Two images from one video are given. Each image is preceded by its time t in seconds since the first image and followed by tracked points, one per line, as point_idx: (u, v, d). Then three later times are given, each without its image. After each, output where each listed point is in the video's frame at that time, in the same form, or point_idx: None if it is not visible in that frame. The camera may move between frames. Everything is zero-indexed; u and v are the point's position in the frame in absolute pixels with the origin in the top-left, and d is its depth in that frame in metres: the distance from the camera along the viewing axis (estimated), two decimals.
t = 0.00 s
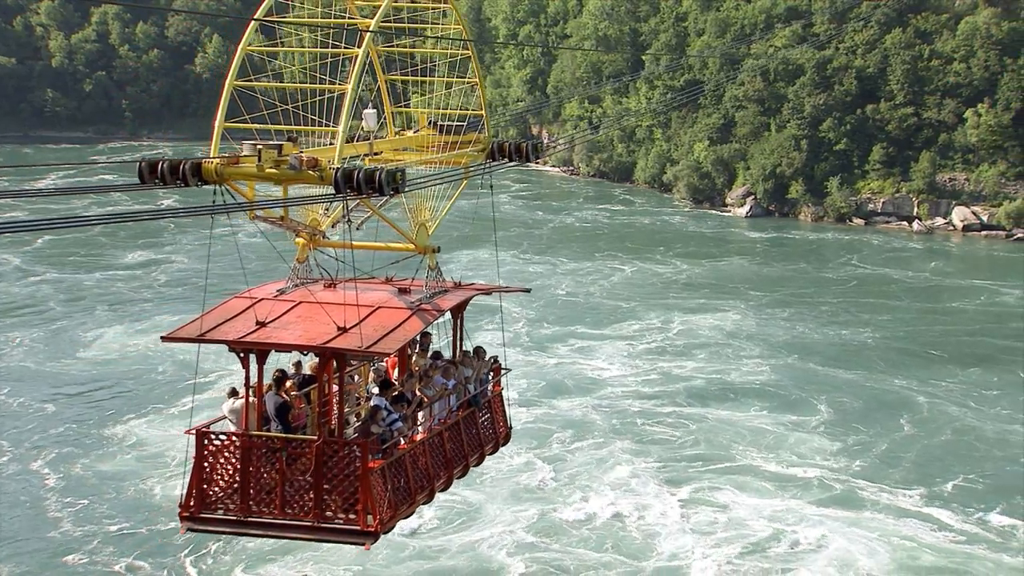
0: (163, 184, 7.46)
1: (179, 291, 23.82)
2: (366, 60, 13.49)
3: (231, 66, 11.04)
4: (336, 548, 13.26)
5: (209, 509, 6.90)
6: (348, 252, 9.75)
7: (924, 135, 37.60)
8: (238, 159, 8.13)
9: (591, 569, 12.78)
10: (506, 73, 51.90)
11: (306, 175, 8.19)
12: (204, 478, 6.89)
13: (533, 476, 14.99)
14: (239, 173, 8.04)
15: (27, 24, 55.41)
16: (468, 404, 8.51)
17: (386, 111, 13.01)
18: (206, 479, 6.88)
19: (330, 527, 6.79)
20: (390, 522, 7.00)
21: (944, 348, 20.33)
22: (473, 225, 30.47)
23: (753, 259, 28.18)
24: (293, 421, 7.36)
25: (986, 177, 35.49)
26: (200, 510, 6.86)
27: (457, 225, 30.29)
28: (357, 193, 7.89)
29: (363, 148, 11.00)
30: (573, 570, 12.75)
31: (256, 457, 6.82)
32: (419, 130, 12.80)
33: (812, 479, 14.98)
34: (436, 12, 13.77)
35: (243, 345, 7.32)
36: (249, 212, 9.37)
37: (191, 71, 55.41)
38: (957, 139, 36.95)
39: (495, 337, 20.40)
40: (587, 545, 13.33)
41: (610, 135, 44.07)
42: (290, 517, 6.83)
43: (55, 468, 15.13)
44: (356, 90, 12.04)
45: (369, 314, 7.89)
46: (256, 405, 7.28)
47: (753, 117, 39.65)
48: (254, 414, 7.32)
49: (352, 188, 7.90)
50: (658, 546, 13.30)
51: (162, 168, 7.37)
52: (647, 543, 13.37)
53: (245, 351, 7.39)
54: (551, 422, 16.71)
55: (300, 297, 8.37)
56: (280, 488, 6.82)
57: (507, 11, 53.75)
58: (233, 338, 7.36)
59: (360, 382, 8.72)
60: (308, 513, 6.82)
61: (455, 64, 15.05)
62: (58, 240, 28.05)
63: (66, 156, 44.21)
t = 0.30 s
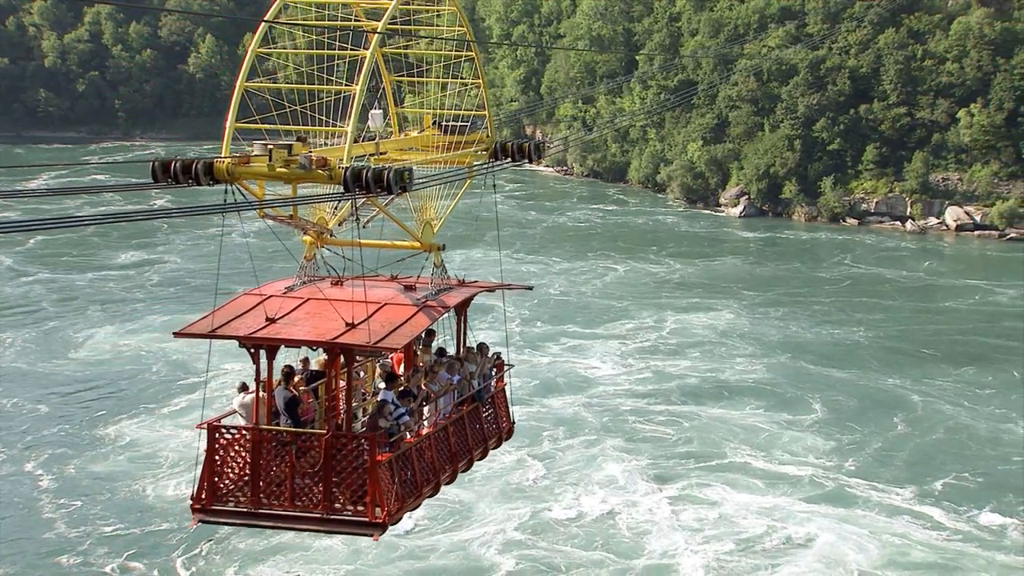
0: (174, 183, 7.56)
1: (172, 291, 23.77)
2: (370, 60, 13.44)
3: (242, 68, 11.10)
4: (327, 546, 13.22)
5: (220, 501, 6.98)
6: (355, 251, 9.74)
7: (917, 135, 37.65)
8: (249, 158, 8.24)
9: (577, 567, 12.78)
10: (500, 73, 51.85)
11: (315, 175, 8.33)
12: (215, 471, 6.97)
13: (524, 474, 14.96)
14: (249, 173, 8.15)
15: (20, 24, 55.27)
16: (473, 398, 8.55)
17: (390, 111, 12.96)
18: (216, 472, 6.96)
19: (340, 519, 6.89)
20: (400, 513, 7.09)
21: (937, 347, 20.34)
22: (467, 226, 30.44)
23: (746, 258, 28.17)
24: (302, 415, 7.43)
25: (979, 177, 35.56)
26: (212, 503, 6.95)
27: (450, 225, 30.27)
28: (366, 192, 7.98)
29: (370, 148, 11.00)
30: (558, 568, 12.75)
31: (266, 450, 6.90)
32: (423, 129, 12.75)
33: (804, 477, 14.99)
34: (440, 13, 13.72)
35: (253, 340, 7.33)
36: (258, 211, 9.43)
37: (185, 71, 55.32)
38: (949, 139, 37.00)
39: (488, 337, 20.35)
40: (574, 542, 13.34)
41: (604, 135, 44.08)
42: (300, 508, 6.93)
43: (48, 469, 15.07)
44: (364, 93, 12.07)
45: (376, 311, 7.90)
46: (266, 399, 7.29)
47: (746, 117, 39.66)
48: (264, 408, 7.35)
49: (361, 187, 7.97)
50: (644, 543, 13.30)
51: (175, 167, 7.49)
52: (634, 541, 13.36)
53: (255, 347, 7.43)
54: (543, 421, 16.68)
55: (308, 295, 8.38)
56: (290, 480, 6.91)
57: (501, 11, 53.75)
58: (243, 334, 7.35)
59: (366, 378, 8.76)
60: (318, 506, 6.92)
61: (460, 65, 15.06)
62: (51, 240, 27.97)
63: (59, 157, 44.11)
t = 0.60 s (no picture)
0: (187, 182, 7.81)
1: (165, 291, 23.72)
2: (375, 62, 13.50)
3: (251, 69, 11.20)
4: (319, 545, 13.20)
5: (231, 494, 7.23)
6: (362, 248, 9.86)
7: (911, 135, 37.70)
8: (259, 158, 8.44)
9: (566, 565, 12.77)
10: (494, 73, 51.81)
11: (324, 174, 8.52)
12: (226, 465, 7.22)
13: (515, 473, 14.96)
14: (260, 172, 8.36)
15: (13, 23, 55.12)
16: (476, 393, 8.71)
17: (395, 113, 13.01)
18: (228, 464, 7.21)
19: (348, 510, 7.11)
20: (406, 506, 7.29)
21: (930, 346, 20.38)
22: (460, 226, 30.42)
23: (740, 258, 28.19)
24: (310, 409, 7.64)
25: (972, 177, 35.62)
26: (223, 495, 7.20)
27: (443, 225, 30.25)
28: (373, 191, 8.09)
29: (375, 147, 11.00)
30: (547, 566, 12.75)
31: (276, 444, 7.14)
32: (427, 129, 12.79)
33: (794, 475, 15.02)
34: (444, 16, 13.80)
35: (263, 335, 7.52)
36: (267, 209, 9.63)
37: (178, 72, 55.26)
38: (943, 139, 37.06)
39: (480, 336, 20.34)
40: (563, 539, 13.35)
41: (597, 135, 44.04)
42: (309, 501, 7.15)
43: (42, 470, 15.03)
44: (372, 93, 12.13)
45: (383, 307, 8.05)
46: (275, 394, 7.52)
47: (740, 117, 39.66)
48: (273, 403, 7.59)
49: (370, 186, 8.06)
50: (631, 541, 13.32)
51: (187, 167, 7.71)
52: (621, 538, 13.38)
53: (265, 342, 7.58)
54: (535, 419, 16.68)
55: (315, 291, 8.53)
56: (299, 473, 7.14)
57: (494, 11, 53.79)
58: (254, 330, 7.51)
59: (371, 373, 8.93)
60: (327, 498, 7.15)
61: (465, 66, 15.10)
62: (43, 240, 27.90)
63: (52, 158, 44.01)
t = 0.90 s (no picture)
0: (200, 181, 7.99)
1: (158, 291, 23.67)
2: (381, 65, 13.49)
3: (262, 70, 11.19)
4: (311, 546, 13.17)
5: (241, 486, 7.33)
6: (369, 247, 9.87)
7: (904, 135, 37.75)
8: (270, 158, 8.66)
9: (554, 563, 12.76)
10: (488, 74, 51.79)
11: (332, 173, 8.49)
12: (236, 458, 7.31)
13: (507, 471, 14.94)
14: (270, 171, 8.51)
15: (6, 23, 55.01)
16: (481, 388, 8.78)
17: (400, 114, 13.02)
18: (238, 458, 7.30)
19: (356, 503, 7.20)
20: (413, 498, 7.38)
21: (924, 346, 20.38)
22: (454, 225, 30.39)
23: (733, 258, 28.23)
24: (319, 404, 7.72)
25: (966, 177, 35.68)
26: (233, 488, 7.29)
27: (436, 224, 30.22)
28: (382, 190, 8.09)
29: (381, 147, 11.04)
30: (535, 564, 12.75)
31: (286, 437, 7.23)
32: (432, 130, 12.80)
33: (787, 473, 15.02)
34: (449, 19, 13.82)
35: (273, 331, 7.55)
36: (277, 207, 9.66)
37: (172, 72, 55.26)
38: (936, 139, 37.11)
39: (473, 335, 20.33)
40: (551, 536, 13.35)
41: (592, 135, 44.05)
42: (318, 493, 7.24)
43: (36, 471, 14.97)
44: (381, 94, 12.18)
45: (390, 303, 8.12)
46: (285, 388, 7.59)
47: (734, 117, 39.68)
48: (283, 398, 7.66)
49: (377, 184, 8.08)
50: (618, 539, 13.32)
51: (199, 166, 7.89)
52: (608, 536, 13.37)
53: (274, 337, 7.62)
54: (528, 417, 16.68)
55: (323, 287, 8.62)
56: (308, 466, 7.23)
57: (488, 11, 53.82)
58: (263, 325, 7.59)
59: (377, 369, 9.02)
60: (335, 491, 7.24)
61: (465, 66, 15.13)
62: (37, 241, 27.84)
63: (45, 158, 43.93)
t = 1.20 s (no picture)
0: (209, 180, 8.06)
1: (151, 291, 23.61)
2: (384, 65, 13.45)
3: (269, 70, 11.17)
4: (301, 546, 13.13)
5: (250, 479, 7.43)
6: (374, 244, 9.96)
7: (898, 135, 37.80)
8: (279, 156, 8.85)
9: (544, 561, 12.75)
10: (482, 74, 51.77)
11: (340, 172, 8.59)
12: (245, 451, 7.42)
13: (498, 470, 14.93)
14: (279, 171, 8.58)
15: None
16: (485, 383, 8.86)
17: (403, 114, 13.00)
18: (247, 451, 7.40)
19: (363, 495, 7.30)
20: (420, 490, 7.47)
21: (916, 345, 20.41)
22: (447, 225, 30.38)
23: (727, 257, 28.26)
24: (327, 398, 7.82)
25: (959, 177, 35.76)
26: (243, 480, 7.40)
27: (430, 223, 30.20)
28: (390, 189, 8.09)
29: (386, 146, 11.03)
30: (525, 562, 12.74)
31: (294, 431, 7.33)
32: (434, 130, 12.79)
33: (779, 471, 15.02)
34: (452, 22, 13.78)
35: (281, 327, 7.63)
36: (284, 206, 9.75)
37: (165, 72, 55.23)
38: (930, 139, 37.19)
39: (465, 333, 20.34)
40: (540, 534, 13.35)
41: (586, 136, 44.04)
42: (326, 486, 7.34)
43: (29, 473, 14.92)
44: (387, 95, 12.19)
45: (396, 299, 8.21)
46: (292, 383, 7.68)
47: (728, 117, 39.70)
48: (290, 392, 7.74)
49: (384, 184, 8.06)
50: (606, 536, 13.32)
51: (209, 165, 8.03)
52: (596, 533, 13.37)
53: (283, 334, 7.71)
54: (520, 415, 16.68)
55: (330, 284, 8.72)
56: (317, 460, 7.33)
57: (482, 11, 53.86)
58: (271, 321, 7.68)
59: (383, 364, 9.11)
60: (342, 483, 7.34)
61: (467, 66, 15.13)
62: (29, 241, 27.76)
63: (38, 159, 43.81)
